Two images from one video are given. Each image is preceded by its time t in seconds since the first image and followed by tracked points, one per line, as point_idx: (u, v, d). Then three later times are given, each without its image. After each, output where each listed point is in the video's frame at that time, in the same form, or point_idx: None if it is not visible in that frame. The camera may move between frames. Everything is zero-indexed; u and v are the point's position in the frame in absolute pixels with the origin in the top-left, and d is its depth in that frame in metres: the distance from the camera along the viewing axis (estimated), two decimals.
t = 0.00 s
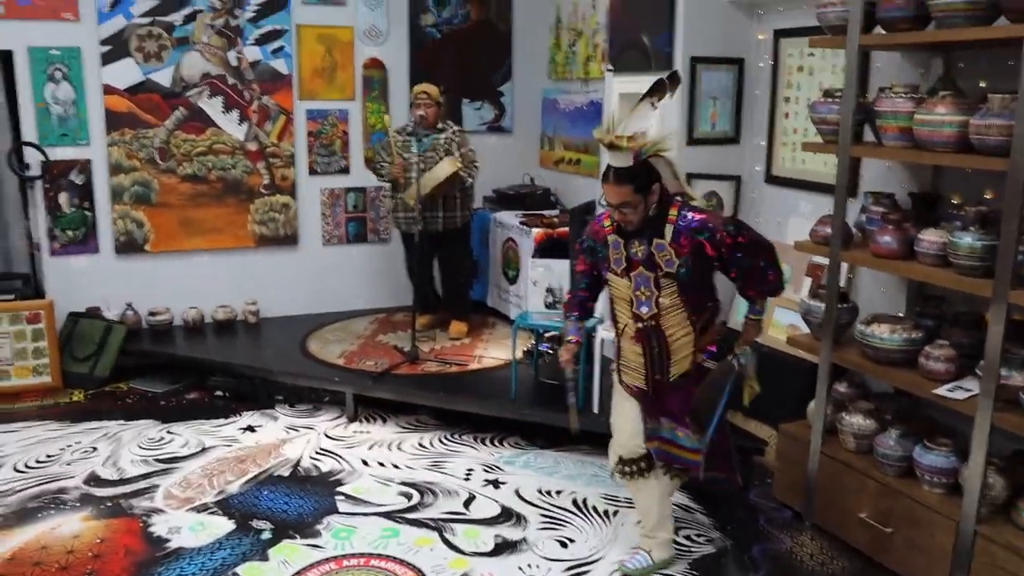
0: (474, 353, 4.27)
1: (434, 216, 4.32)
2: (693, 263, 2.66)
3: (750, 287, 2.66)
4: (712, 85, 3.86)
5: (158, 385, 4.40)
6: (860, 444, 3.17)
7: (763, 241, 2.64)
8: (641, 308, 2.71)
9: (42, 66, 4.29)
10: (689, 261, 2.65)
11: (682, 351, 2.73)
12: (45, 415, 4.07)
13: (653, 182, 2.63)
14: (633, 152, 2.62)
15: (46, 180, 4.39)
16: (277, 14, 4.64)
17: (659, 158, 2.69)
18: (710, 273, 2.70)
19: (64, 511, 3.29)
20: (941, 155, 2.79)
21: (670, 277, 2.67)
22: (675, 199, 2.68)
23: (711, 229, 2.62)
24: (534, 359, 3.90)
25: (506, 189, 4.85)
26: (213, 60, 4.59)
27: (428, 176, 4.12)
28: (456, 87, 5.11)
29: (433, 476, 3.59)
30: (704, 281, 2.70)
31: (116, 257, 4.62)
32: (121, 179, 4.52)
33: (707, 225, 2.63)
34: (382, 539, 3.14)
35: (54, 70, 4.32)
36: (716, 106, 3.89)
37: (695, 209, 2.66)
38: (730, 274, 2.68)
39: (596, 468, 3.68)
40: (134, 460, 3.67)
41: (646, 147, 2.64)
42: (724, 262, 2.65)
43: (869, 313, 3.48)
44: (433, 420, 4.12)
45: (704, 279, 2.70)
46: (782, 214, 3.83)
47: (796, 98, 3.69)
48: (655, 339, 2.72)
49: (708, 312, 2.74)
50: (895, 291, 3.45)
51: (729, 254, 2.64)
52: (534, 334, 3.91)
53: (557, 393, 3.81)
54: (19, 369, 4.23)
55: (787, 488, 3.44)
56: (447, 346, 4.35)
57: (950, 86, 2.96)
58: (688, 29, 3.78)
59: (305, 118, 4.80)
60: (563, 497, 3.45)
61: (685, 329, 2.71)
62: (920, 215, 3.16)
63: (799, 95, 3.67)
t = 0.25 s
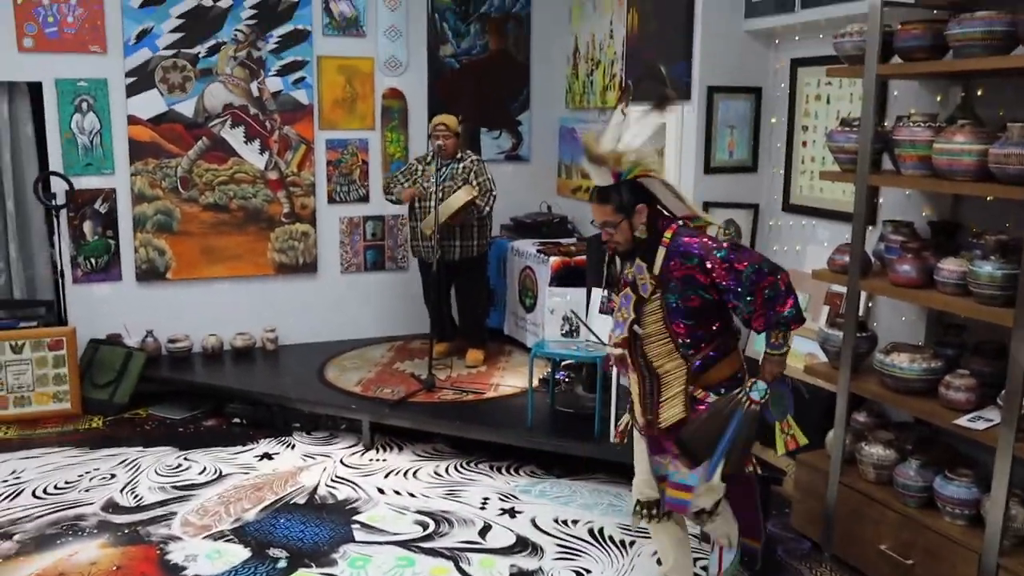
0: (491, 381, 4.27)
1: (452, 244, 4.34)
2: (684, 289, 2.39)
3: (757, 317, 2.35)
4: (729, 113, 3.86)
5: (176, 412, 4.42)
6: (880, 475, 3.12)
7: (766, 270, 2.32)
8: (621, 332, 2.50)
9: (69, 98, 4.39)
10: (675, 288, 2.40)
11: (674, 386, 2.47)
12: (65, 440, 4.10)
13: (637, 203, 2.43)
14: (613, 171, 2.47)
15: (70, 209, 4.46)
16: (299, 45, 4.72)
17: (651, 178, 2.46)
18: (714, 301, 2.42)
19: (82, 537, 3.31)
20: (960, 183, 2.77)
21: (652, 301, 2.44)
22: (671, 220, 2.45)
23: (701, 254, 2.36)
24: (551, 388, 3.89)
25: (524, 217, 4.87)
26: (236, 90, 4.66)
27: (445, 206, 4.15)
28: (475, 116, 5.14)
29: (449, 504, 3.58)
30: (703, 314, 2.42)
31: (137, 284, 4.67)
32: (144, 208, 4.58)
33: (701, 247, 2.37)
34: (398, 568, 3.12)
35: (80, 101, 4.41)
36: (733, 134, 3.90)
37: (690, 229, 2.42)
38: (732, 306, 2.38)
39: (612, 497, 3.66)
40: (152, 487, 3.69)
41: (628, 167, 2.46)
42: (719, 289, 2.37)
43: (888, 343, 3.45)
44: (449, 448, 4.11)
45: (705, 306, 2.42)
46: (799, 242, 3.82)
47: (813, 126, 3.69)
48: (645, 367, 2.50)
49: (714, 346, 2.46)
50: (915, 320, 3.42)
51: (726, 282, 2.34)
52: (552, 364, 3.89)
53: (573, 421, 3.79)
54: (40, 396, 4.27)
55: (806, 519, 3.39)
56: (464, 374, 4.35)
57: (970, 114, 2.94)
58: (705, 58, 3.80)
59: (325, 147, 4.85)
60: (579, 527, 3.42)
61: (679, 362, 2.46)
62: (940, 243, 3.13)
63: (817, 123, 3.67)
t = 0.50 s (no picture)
0: (498, 400, 4.27)
1: (459, 262, 4.35)
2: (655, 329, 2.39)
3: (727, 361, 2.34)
4: (736, 133, 3.87)
5: (183, 429, 4.43)
6: (888, 496, 3.11)
7: (730, 315, 2.32)
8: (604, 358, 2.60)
9: (80, 116, 4.43)
10: (645, 325, 2.39)
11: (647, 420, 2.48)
12: (72, 457, 4.11)
13: (616, 237, 2.46)
14: (596, 203, 2.50)
15: (80, 226, 4.49)
16: (308, 65, 4.75)
17: (634, 211, 2.46)
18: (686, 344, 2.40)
19: (88, 554, 3.30)
20: (967, 205, 2.78)
21: (626, 337, 2.47)
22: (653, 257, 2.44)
23: (669, 295, 2.36)
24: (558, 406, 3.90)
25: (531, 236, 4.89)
26: (245, 109, 4.69)
27: (455, 222, 4.18)
28: (483, 135, 5.17)
29: (455, 523, 3.57)
30: (672, 356, 2.41)
31: (146, 301, 4.69)
32: (153, 226, 4.61)
33: (670, 290, 2.37)
34: None
35: (91, 119, 4.45)
36: (741, 154, 3.90)
37: (668, 268, 2.40)
38: (700, 349, 2.38)
39: (619, 517, 3.65)
40: (159, 504, 3.69)
41: (611, 200, 2.48)
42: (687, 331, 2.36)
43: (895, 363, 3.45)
44: (456, 467, 4.11)
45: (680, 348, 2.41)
46: (807, 262, 3.83)
47: (820, 146, 3.71)
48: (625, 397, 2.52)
49: (692, 389, 2.43)
50: (923, 341, 3.42)
51: (690, 326, 2.35)
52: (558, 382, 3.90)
53: (580, 440, 3.79)
54: (48, 411, 4.28)
55: (813, 540, 3.38)
56: (471, 392, 4.36)
57: (976, 135, 2.95)
58: (711, 78, 3.79)
59: (333, 166, 4.88)
60: (586, 546, 3.41)
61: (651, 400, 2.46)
62: (947, 264, 3.14)
63: (824, 143, 3.69)
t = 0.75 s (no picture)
0: (513, 413, 4.28)
1: (476, 275, 4.38)
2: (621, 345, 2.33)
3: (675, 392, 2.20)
4: (753, 149, 3.89)
5: (199, 438, 4.46)
6: (905, 515, 3.10)
7: (671, 345, 2.17)
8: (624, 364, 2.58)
9: (102, 127, 4.48)
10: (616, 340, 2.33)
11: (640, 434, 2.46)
12: (90, 465, 4.14)
13: (597, 254, 2.40)
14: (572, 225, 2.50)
15: (101, 236, 4.54)
16: (327, 78, 4.80)
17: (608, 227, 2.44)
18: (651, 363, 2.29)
19: (105, 562, 3.33)
20: (986, 224, 2.77)
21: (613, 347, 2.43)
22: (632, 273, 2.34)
23: (628, 314, 2.25)
24: (573, 421, 3.90)
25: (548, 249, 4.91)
26: (264, 121, 4.74)
27: (472, 241, 4.18)
28: (500, 148, 5.20)
29: (469, 536, 3.58)
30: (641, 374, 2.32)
31: (164, 311, 4.72)
32: (173, 236, 4.65)
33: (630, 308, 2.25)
34: None
35: (113, 131, 4.50)
36: (757, 170, 3.92)
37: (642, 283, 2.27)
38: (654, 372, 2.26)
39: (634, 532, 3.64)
40: (175, 513, 3.72)
41: (585, 220, 2.47)
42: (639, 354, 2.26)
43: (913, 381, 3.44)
44: (471, 480, 4.12)
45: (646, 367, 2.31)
46: (824, 278, 3.83)
47: (838, 163, 3.72)
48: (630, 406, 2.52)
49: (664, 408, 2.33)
50: (941, 359, 3.41)
51: (642, 349, 2.23)
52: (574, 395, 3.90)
53: (595, 454, 3.79)
54: (66, 419, 4.32)
55: (829, 558, 3.36)
56: (486, 405, 4.36)
57: (994, 153, 2.95)
58: (729, 95, 3.82)
59: (351, 178, 4.92)
60: (600, 561, 3.41)
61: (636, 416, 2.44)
62: (965, 282, 3.13)
63: (841, 160, 3.69)
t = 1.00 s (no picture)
0: (526, 394, 4.29)
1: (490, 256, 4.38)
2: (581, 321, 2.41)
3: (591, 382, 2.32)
4: (768, 131, 3.86)
5: (214, 418, 4.49)
6: (918, 498, 3.08)
7: (590, 335, 2.26)
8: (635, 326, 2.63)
9: (117, 110, 4.50)
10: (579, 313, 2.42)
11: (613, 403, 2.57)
12: (106, 445, 4.18)
13: (579, 231, 2.42)
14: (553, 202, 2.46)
15: (116, 219, 4.57)
16: (340, 60, 4.79)
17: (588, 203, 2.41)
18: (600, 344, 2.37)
19: (121, 541, 3.37)
20: (1003, 207, 2.74)
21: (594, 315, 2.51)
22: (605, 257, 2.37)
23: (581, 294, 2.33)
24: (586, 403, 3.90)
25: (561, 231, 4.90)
26: (278, 104, 4.74)
27: (484, 218, 4.18)
28: (513, 130, 5.18)
29: (481, 517, 3.59)
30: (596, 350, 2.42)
31: (179, 293, 4.75)
32: (187, 218, 4.67)
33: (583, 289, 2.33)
34: None
35: (128, 114, 4.51)
36: (773, 152, 3.89)
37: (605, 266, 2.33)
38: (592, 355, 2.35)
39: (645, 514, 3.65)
40: (190, 492, 3.75)
41: (564, 196, 2.44)
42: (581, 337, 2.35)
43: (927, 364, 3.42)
44: (484, 461, 4.13)
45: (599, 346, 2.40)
46: (839, 261, 3.80)
47: (854, 145, 3.68)
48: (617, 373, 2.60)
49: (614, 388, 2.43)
50: (956, 342, 3.38)
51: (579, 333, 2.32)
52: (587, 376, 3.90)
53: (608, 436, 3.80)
54: (83, 400, 4.37)
55: (840, 540, 3.36)
56: (499, 387, 4.37)
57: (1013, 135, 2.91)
58: (744, 76, 3.79)
59: (365, 161, 4.92)
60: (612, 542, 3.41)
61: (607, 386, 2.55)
62: (982, 265, 3.10)
63: (857, 142, 3.66)
